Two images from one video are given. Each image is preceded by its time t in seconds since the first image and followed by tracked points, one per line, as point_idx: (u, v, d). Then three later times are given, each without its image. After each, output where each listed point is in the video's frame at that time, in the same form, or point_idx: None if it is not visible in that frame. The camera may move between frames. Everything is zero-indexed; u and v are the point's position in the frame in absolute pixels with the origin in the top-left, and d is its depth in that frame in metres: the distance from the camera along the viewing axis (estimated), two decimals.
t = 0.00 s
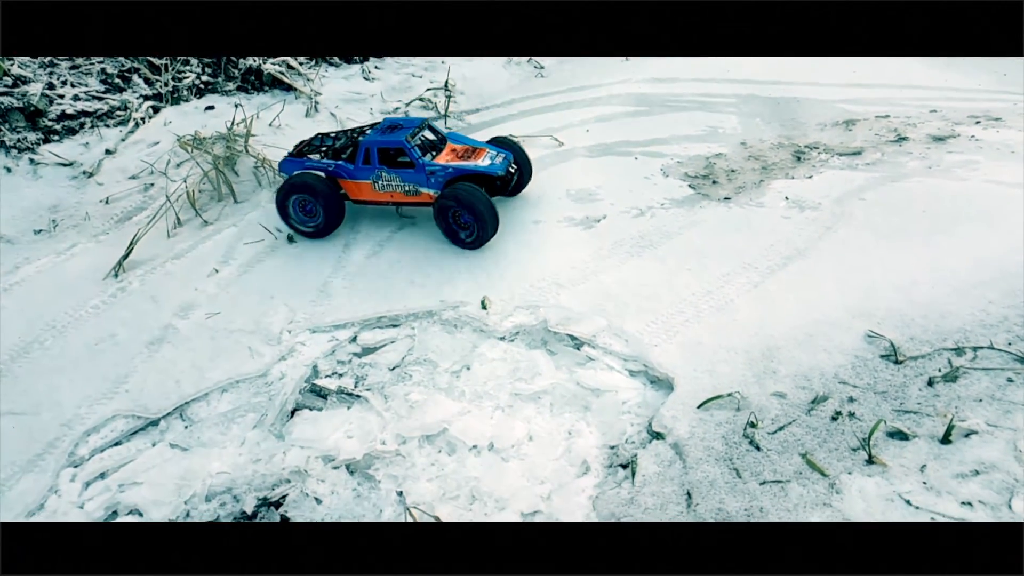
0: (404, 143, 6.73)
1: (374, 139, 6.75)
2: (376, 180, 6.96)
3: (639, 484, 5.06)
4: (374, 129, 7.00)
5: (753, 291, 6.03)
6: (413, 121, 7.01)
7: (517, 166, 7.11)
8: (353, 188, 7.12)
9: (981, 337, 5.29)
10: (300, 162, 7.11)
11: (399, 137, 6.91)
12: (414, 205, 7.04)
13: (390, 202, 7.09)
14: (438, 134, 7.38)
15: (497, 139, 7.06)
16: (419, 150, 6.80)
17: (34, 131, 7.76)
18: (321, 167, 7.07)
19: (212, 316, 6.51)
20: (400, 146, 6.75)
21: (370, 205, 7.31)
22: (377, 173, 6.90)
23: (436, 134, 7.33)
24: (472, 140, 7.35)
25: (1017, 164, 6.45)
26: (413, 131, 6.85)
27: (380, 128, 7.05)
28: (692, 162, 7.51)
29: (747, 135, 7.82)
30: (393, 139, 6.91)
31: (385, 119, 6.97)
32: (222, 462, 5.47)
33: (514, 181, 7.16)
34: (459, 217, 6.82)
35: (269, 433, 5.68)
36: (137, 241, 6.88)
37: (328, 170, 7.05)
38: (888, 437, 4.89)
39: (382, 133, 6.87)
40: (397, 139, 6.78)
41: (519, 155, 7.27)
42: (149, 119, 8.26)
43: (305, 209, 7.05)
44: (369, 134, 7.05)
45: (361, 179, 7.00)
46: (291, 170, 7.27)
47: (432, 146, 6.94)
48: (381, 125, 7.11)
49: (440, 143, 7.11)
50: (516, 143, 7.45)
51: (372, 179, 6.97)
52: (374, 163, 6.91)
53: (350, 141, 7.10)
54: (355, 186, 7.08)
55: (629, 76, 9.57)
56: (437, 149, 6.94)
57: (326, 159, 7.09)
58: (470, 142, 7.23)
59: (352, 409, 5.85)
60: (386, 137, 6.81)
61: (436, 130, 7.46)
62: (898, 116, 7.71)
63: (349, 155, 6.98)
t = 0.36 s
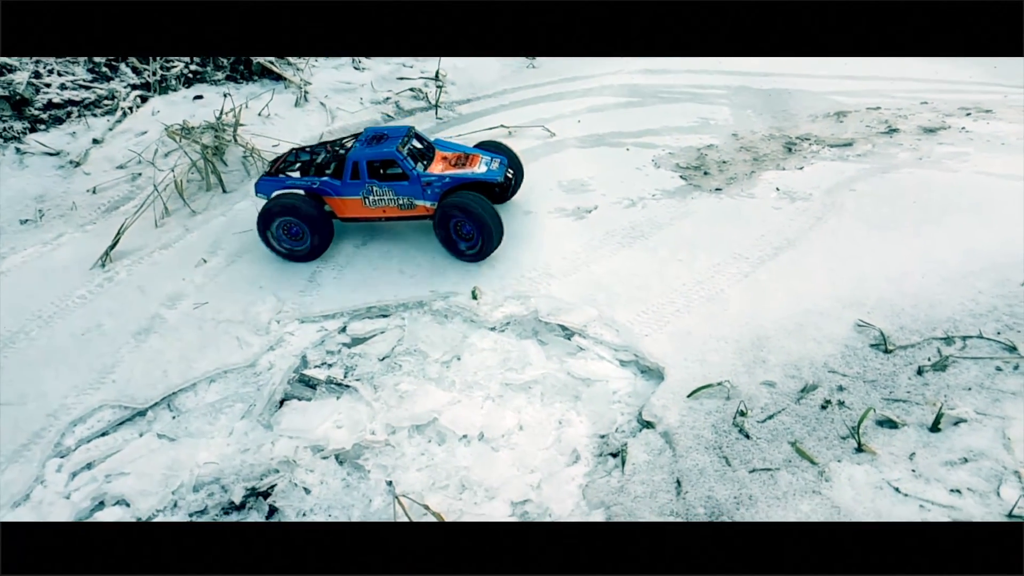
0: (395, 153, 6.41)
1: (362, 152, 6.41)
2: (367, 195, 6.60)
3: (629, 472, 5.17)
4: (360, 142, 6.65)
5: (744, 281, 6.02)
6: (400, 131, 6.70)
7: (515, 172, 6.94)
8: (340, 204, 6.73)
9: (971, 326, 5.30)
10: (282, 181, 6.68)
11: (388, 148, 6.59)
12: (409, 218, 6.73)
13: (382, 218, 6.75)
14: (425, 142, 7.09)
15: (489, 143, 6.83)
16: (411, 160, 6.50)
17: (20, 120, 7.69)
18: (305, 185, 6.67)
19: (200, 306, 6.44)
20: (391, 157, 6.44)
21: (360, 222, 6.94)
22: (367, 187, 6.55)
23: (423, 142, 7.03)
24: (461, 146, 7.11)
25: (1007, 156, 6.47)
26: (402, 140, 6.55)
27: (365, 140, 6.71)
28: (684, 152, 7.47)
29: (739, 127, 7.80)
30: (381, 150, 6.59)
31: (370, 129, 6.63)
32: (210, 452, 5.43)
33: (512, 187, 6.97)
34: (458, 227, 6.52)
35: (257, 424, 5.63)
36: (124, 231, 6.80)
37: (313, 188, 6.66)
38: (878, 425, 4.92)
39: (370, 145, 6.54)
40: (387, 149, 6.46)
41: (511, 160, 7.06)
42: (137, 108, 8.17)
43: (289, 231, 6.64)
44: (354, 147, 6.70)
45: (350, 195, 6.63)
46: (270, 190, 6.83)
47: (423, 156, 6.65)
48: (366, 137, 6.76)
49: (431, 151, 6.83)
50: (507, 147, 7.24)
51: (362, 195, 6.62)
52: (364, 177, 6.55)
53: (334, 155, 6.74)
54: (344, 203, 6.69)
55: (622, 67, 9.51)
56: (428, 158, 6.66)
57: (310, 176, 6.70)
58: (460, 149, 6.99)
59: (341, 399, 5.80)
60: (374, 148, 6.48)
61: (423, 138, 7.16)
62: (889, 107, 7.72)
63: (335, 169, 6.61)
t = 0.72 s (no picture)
0: (391, 166, 6.13)
1: (356, 166, 6.09)
2: (364, 212, 6.31)
3: (616, 459, 5.19)
4: (350, 155, 6.32)
5: (728, 267, 6.00)
6: (393, 141, 6.41)
7: (514, 179, 6.77)
8: (334, 223, 6.41)
9: (954, 307, 5.30)
10: (268, 202, 6.27)
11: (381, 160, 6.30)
12: (408, 233, 6.47)
13: (379, 234, 6.45)
14: (416, 151, 6.81)
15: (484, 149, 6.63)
16: (409, 171, 6.24)
17: None
18: (294, 204, 6.28)
19: (182, 301, 6.37)
20: (388, 170, 6.15)
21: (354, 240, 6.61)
22: (363, 203, 6.24)
23: (414, 151, 6.75)
24: (454, 153, 6.88)
25: (989, 137, 6.48)
26: (397, 150, 6.27)
27: (355, 153, 6.37)
28: (669, 138, 7.31)
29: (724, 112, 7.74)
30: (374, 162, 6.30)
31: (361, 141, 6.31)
32: (194, 447, 5.38)
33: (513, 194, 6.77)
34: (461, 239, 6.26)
35: (241, 418, 5.58)
36: (103, 226, 6.70)
37: (303, 207, 6.29)
38: (862, 407, 4.94)
39: (363, 159, 6.22)
40: (383, 162, 6.17)
41: (507, 164, 6.88)
42: (115, 102, 8.05)
43: (280, 255, 6.33)
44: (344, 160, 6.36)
45: (345, 213, 6.30)
46: (254, 212, 6.39)
47: (419, 166, 6.39)
48: (355, 149, 6.42)
49: (425, 161, 6.57)
50: (500, 151, 7.04)
51: (357, 211, 6.30)
52: (359, 193, 6.24)
53: (323, 170, 6.38)
54: (337, 220, 6.36)
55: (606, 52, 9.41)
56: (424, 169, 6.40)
57: (299, 195, 6.31)
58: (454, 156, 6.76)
59: (325, 392, 5.75)
60: (369, 161, 6.18)
61: (414, 147, 6.89)
62: (872, 91, 7.70)
63: (326, 186, 6.27)
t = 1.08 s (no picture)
0: (393, 187, 5.73)
1: (356, 189, 5.67)
2: (366, 237, 5.91)
3: (589, 449, 5.18)
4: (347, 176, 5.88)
5: (701, 256, 5.99)
6: (391, 158, 5.97)
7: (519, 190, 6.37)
8: (333, 249, 5.99)
9: (925, 292, 5.31)
10: (261, 231, 5.82)
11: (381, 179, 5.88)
12: (412, 256, 6.11)
13: (382, 259, 6.06)
14: (415, 165, 6.37)
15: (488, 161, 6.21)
16: (411, 191, 5.83)
17: None
18: (289, 231, 5.85)
19: (150, 298, 6.25)
20: (390, 192, 5.74)
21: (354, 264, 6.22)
22: (363, 227, 5.84)
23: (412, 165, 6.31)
24: (455, 164, 6.47)
25: (959, 123, 6.50)
26: (397, 168, 5.85)
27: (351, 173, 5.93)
28: (643, 129, 7.17)
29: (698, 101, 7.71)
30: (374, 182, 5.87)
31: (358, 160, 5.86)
32: (164, 446, 5.29)
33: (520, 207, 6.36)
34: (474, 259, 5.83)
35: (211, 416, 5.49)
36: (70, 223, 6.57)
37: (299, 234, 5.86)
38: (833, 393, 4.96)
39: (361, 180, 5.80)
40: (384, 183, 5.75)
41: (512, 175, 6.49)
42: (81, 97, 7.89)
43: (276, 289, 5.86)
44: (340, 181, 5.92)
45: (345, 238, 5.89)
46: (246, 241, 5.92)
47: (421, 184, 5.98)
48: (352, 169, 5.98)
49: (425, 176, 6.15)
50: (502, 161, 6.66)
51: (357, 236, 5.89)
52: (359, 217, 5.81)
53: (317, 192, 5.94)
54: (337, 246, 5.96)
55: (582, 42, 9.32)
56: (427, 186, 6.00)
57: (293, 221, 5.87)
58: (456, 169, 6.36)
59: (296, 388, 5.67)
60: (368, 183, 5.75)
61: (411, 158, 6.38)
62: (845, 78, 7.69)
63: (323, 210, 5.84)
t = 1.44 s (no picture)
0: (410, 210, 5.40)
1: (372, 218, 5.32)
2: (389, 266, 5.57)
3: (561, 443, 5.16)
4: (357, 205, 5.51)
5: (670, 249, 5.98)
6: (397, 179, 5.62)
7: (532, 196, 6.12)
8: (354, 283, 5.63)
9: (892, 279, 5.33)
10: (276, 277, 5.43)
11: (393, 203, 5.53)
12: (437, 277, 5.82)
13: (407, 285, 5.75)
14: (417, 181, 6.03)
15: (495, 168, 5.93)
16: (427, 211, 5.52)
17: None
18: (305, 273, 5.47)
19: (117, 302, 6.17)
20: (406, 215, 5.42)
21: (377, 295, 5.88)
22: (385, 257, 5.50)
23: (416, 181, 5.98)
24: (458, 174, 6.16)
25: (926, 110, 6.51)
26: (407, 189, 5.52)
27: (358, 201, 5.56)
28: (614, 121, 7.09)
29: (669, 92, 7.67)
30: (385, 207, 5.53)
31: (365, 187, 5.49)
32: (131, 451, 5.20)
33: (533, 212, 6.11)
34: (517, 259, 5.60)
35: (180, 420, 5.42)
36: (34, 228, 6.47)
37: (317, 273, 5.48)
38: (800, 380, 5.01)
39: (374, 207, 5.44)
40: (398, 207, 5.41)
41: (518, 177, 6.25)
42: (45, 101, 7.77)
43: (309, 339, 5.56)
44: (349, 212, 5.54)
45: (366, 271, 5.55)
46: (259, 290, 5.52)
47: (434, 202, 5.67)
48: (359, 196, 5.59)
49: (433, 190, 5.83)
50: (504, 163, 6.37)
51: (379, 267, 5.55)
52: (378, 246, 5.47)
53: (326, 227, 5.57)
54: (358, 280, 5.60)
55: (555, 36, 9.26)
56: (440, 202, 5.69)
57: (308, 261, 5.49)
58: (462, 178, 6.06)
59: (265, 390, 5.61)
60: (382, 210, 5.40)
61: (413, 177, 6.04)
62: (815, 67, 7.67)
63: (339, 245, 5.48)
